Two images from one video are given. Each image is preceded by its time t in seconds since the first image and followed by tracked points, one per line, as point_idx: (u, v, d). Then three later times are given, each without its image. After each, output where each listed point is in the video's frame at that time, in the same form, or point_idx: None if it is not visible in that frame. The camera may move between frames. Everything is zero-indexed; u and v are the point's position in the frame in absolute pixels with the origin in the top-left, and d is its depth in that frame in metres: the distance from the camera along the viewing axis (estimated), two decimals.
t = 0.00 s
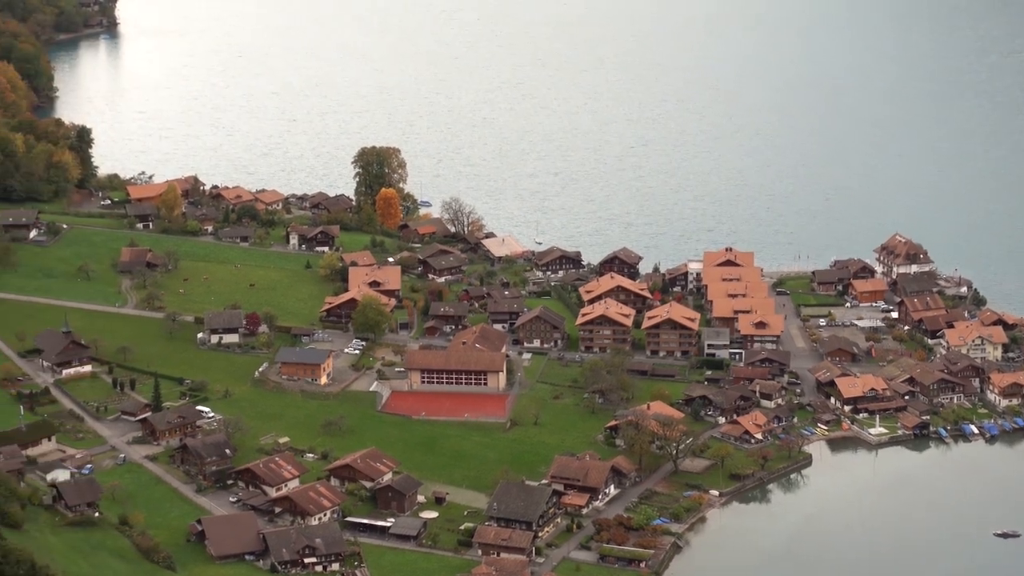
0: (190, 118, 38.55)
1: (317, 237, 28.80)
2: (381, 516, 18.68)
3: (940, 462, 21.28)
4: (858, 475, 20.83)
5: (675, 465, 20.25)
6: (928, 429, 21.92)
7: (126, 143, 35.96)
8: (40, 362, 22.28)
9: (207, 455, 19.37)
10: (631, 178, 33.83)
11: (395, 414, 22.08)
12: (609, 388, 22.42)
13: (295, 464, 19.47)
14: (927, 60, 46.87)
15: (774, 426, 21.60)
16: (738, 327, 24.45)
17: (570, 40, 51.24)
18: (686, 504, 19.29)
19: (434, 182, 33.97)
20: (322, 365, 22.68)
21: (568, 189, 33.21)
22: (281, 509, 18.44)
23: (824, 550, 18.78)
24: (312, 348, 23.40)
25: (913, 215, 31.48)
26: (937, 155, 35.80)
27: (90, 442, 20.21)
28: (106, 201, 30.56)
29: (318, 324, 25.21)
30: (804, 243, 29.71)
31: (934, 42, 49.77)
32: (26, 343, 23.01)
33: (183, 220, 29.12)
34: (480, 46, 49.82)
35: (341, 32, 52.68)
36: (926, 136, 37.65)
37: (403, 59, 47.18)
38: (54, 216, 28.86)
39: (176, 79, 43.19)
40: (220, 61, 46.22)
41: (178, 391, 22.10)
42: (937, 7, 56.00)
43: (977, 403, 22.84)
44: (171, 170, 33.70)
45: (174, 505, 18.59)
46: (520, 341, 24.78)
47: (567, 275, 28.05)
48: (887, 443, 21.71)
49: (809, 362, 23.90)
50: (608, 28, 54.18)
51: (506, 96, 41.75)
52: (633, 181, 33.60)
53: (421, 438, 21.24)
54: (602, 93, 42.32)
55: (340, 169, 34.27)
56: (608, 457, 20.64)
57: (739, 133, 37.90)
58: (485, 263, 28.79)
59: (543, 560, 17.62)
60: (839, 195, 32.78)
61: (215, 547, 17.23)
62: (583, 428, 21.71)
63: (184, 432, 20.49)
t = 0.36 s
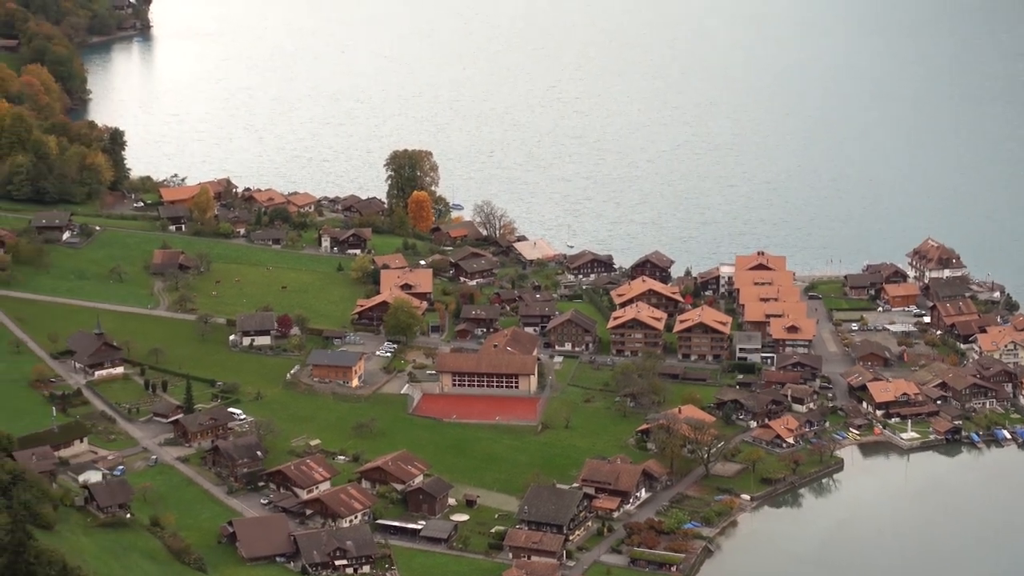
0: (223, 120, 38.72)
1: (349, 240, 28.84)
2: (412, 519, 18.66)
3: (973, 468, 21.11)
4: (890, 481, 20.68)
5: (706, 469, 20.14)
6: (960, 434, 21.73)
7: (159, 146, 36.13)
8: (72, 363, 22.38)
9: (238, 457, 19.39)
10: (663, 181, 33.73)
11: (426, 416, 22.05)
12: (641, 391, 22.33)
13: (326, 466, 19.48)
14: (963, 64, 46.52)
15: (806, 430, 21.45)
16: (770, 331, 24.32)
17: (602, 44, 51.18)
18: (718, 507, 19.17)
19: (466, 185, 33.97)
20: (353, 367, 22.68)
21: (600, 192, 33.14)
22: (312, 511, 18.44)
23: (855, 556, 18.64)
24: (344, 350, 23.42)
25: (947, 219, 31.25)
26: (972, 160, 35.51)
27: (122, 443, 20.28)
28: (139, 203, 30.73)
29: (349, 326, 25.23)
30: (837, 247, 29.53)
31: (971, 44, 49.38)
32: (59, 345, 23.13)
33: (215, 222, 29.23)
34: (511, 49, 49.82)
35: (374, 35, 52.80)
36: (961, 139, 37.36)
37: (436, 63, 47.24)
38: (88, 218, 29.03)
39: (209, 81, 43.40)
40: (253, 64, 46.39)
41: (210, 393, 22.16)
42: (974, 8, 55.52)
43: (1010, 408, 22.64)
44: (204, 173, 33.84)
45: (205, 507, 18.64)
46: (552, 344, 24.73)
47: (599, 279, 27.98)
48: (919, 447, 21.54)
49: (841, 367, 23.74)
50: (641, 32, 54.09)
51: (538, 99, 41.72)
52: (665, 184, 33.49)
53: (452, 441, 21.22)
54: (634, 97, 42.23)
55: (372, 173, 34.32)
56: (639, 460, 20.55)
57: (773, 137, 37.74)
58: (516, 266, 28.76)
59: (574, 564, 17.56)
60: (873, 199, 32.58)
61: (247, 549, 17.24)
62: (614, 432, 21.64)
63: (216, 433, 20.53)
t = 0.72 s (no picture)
0: (254, 124, 38.85)
1: (379, 244, 28.85)
2: (442, 523, 18.64)
3: (1005, 474, 20.94)
4: (921, 486, 20.52)
5: (736, 473, 20.03)
6: (991, 439, 21.55)
7: (190, 150, 36.27)
8: (103, 366, 22.47)
9: (269, 460, 19.42)
10: (694, 186, 33.61)
11: (456, 420, 22.03)
12: (671, 396, 22.23)
13: (356, 469, 19.48)
14: (998, 68, 46.17)
15: (837, 435, 21.32)
16: (801, 336, 24.19)
17: (633, 48, 51.10)
18: (748, 512, 19.05)
19: (496, 190, 33.94)
20: (383, 371, 22.69)
21: (631, 196, 33.04)
22: (342, 514, 18.44)
23: (887, 561, 18.49)
24: (374, 354, 23.43)
25: (981, 225, 31.02)
26: (1006, 165, 35.24)
27: (153, 446, 20.34)
28: (169, 206, 30.85)
29: (380, 330, 25.24)
30: (870, 252, 29.35)
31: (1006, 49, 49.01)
32: (90, 348, 23.24)
33: (246, 226, 29.31)
34: (542, 54, 49.81)
35: (405, 39, 52.90)
36: (995, 144, 37.07)
37: (467, 67, 47.29)
38: (119, 222, 29.16)
39: (240, 85, 43.57)
40: (284, 68, 46.53)
41: (240, 397, 22.21)
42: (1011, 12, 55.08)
43: None
44: (235, 177, 33.95)
45: (235, 510, 18.67)
46: (582, 349, 24.66)
47: (629, 283, 27.89)
48: (950, 453, 21.36)
49: (872, 372, 23.58)
50: (672, 36, 54.01)
51: (569, 104, 41.68)
52: (696, 189, 33.37)
53: (482, 445, 21.20)
54: (666, 102, 42.13)
55: (402, 177, 34.35)
56: (669, 465, 20.46)
57: (804, 142, 37.56)
58: (546, 270, 28.72)
59: (604, 568, 17.49)
60: (905, 204, 32.36)
61: (276, 552, 17.24)
62: (644, 436, 21.55)
63: (246, 437, 20.57)
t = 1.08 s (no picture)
0: (283, 129, 38.96)
1: (408, 249, 28.83)
2: (471, 528, 18.60)
3: None
4: (952, 493, 20.35)
5: (765, 479, 19.91)
6: (1021, 446, 21.35)
7: (220, 155, 36.41)
8: (132, 371, 22.54)
9: (297, 465, 19.43)
10: (724, 191, 33.49)
11: (484, 426, 21.99)
12: (700, 401, 22.11)
13: (385, 475, 19.47)
14: None
15: (866, 442, 21.17)
16: (830, 342, 24.05)
17: (662, 54, 51.06)
18: (777, 519, 18.93)
19: (526, 196, 33.91)
20: (412, 377, 22.67)
21: (660, 201, 32.95)
22: (370, 519, 18.41)
23: (918, 569, 18.33)
24: (403, 359, 23.43)
25: (1013, 232, 30.77)
26: None
27: (181, 450, 20.37)
28: (198, 211, 30.98)
29: (408, 336, 25.23)
30: (900, 259, 29.17)
31: None
32: (119, 352, 23.33)
33: (275, 231, 29.38)
34: (571, 59, 49.84)
35: (434, 44, 53.03)
36: None
37: (496, 72, 47.35)
38: (148, 227, 29.31)
39: (270, 90, 43.71)
40: (315, 74, 46.69)
41: (269, 402, 22.22)
42: None
43: None
44: (264, 182, 34.04)
45: (264, 514, 18.67)
46: (611, 354, 24.58)
47: (659, 289, 27.79)
48: (980, 460, 21.18)
49: (902, 379, 23.41)
50: (702, 42, 53.93)
51: (599, 109, 41.64)
52: (726, 194, 33.22)
53: (510, 450, 21.14)
54: (695, 107, 42.04)
55: (432, 183, 34.37)
56: (698, 471, 20.36)
57: (836, 147, 37.36)
58: (576, 276, 28.67)
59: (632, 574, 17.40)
60: (936, 210, 32.16)
61: (305, 557, 17.20)
62: (674, 442, 21.45)
63: (274, 442, 20.57)
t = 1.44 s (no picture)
0: (311, 136, 39.07)
1: (436, 257, 28.85)
2: (498, 535, 18.56)
3: None
4: (981, 501, 20.19)
5: (794, 488, 19.80)
6: None
7: (248, 163, 36.54)
8: (160, 378, 22.60)
9: (324, 472, 19.43)
10: (752, 198, 33.37)
11: (512, 433, 21.95)
12: (728, 409, 22.01)
13: (412, 482, 19.45)
14: None
15: (894, 450, 21.03)
16: (859, 350, 23.91)
17: (690, 60, 51.05)
18: (805, 527, 18.82)
19: (553, 203, 33.90)
20: (439, 384, 22.67)
21: (688, 208, 32.85)
22: (397, 526, 18.38)
23: None
24: (430, 367, 23.43)
25: None
26: None
27: (209, 457, 20.40)
28: (226, 218, 31.11)
29: (436, 343, 25.23)
30: (930, 267, 29.00)
31: None
32: (146, 359, 23.40)
33: (303, 239, 29.45)
34: (599, 66, 49.87)
35: (463, 52, 53.18)
36: None
37: (524, 80, 47.39)
38: (176, 234, 29.44)
39: (298, 98, 43.86)
40: (343, 81, 46.82)
41: (297, 409, 22.25)
42: None
43: None
44: (292, 190, 34.14)
45: (292, 521, 18.67)
46: (638, 362, 24.51)
47: (686, 297, 27.71)
48: (1010, 468, 21.00)
49: (931, 387, 23.26)
50: (731, 49, 53.87)
51: (626, 116, 41.61)
52: (755, 201, 33.11)
53: (537, 458, 21.10)
54: (723, 115, 41.95)
55: (459, 191, 34.40)
56: (726, 479, 20.27)
57: (866, 155, 37.17)
58: (603, 284, 28.63)
59: None
60: (966, 218, 31.96)
61: (332, 563, 17.13)
62: (702, 450, 21.36)
63: (302, 449, 20.58)
